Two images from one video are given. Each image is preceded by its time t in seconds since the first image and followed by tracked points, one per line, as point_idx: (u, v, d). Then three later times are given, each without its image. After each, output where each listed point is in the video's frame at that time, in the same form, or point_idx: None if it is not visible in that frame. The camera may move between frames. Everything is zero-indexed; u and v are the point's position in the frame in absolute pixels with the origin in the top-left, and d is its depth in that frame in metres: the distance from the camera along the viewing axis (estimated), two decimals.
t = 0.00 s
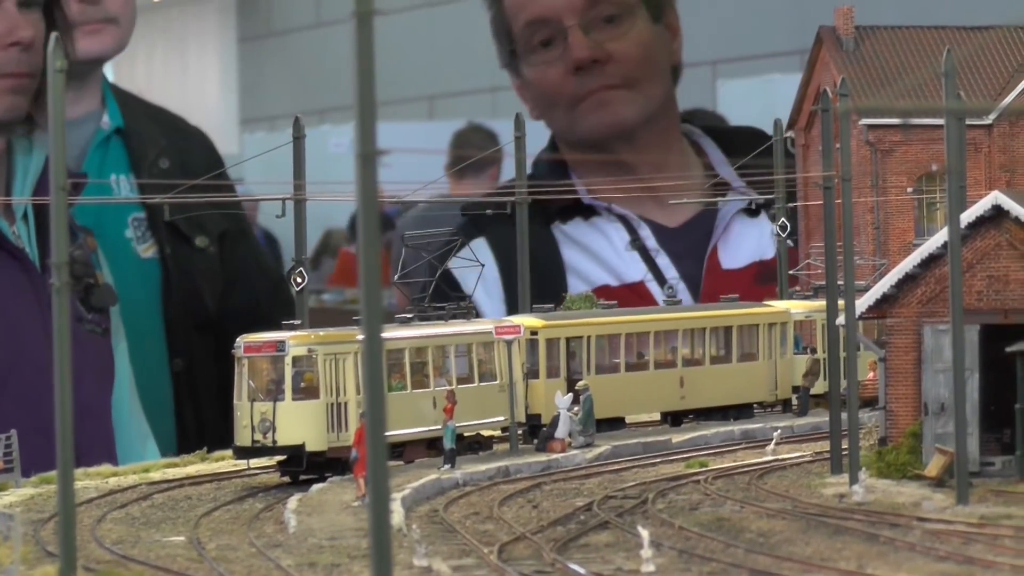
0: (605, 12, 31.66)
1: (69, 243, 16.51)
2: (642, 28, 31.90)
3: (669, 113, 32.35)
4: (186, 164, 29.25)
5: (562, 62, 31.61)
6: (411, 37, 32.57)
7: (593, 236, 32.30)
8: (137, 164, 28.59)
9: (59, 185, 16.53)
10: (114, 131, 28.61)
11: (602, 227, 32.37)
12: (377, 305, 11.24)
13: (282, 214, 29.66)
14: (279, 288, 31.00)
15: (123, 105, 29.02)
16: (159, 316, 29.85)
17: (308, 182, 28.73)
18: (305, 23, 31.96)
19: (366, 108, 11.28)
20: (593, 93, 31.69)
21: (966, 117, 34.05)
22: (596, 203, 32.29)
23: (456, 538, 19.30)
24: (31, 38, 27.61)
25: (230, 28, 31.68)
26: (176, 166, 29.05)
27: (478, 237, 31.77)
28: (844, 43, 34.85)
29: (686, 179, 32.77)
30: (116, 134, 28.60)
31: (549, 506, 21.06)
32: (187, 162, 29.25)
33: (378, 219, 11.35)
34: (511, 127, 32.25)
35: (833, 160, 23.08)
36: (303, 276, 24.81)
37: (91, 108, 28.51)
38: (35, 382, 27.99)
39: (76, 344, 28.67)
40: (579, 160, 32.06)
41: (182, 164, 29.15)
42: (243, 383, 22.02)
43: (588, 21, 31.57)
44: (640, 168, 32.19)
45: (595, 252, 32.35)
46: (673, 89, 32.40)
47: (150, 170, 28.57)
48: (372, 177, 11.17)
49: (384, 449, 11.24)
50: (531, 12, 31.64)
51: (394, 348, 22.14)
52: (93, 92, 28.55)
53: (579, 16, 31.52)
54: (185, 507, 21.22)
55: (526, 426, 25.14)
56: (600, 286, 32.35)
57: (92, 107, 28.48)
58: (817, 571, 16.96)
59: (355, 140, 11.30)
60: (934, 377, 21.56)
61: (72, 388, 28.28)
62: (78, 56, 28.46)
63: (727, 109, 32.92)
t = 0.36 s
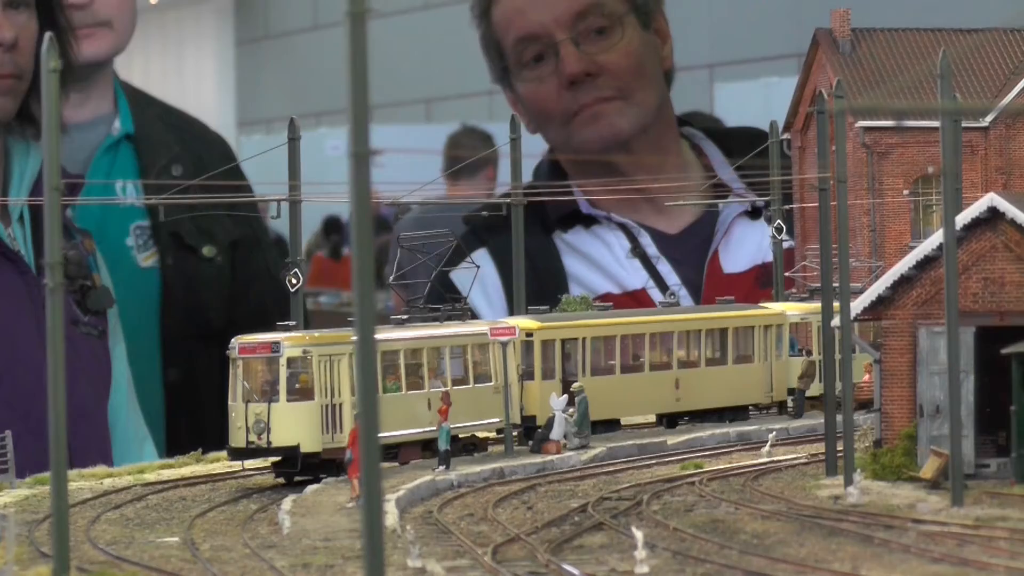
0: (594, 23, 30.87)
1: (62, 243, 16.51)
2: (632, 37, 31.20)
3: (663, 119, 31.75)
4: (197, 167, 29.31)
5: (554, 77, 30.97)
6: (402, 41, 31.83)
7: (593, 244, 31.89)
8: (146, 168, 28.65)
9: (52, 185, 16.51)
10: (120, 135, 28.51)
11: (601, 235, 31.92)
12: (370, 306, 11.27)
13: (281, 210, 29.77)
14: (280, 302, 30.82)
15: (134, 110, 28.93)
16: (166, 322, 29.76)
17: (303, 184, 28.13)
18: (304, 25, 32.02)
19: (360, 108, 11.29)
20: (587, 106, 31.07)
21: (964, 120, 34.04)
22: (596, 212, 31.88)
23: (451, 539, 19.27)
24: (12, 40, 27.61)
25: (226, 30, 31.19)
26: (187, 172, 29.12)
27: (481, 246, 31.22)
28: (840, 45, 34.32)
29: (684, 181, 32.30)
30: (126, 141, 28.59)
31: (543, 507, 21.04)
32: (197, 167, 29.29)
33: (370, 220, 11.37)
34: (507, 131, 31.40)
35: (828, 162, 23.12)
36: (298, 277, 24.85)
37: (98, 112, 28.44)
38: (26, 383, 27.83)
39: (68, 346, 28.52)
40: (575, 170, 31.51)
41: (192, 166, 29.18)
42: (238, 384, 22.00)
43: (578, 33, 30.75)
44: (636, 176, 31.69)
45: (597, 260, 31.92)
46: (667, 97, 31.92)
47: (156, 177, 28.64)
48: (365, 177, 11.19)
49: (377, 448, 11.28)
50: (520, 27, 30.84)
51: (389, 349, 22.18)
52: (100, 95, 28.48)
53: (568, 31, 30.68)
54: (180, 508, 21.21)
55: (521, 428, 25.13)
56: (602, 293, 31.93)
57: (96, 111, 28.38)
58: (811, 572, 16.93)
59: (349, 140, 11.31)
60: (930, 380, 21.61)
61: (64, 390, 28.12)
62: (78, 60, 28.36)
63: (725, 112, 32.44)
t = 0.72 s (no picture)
0: (588, 17, 28.54)
1: (52, 243, 16.47)
2: (625, 33, 28.92)
3: (653, 118, 29.39)
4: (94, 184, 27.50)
5: (544, 69, 28.56)
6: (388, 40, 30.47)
7: (574, 241, 29.48)
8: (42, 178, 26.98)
9: (43, 185, 16.49)
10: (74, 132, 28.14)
11: (585, 232, 29.39)
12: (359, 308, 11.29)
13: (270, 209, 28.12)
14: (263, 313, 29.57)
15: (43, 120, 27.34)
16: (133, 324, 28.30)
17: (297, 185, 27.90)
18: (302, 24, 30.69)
19: (348, 109, 11.29)
20: (576, 99, 28.47)
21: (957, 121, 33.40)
22: (579, 209, 29.39)
23: (443, 540, 19.25)
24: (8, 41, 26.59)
25: (223, 31, 29.57)
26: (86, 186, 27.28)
27: (466, 241, 29.48)
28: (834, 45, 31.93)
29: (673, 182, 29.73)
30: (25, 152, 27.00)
31: (536, 508, 21.05)
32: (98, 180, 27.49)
33: (361, 220, 11.42)
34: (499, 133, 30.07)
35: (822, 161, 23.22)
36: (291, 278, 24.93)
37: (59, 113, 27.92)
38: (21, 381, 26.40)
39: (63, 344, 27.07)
40: (563, 168, 29.42)
41: (175, 169, 29.20)
42: (231, 384, 21.97)
43: (571, 26, 28.38)
44: (625, 176, 29.14)
45: (578, 259, 29.53)
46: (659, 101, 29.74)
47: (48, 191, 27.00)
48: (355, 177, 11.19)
49: (366, 449, 11.33)
50: (517, 19, 28.89)
51: (382, 350, 22.22)
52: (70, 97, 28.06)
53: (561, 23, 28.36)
54: (172, 509, 21.23)
55: (514, 428, 25.17)
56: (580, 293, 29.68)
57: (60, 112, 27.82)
58: (802, 572, 16.91)
59: (338, 140, 11.30)
60: (922, 380, 21.62)
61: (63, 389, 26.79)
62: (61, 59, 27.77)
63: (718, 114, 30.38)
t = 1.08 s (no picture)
0: (585, 12, 28.24)
1: (45, 247, 16.35)
2: (621, 31, 28.65)
3: (645, 118, 29.07)
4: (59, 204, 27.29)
5: (538, 61, 28.31)
6: (384, 44, 30.29)
7: (558, 241, 29.17)
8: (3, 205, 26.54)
9: (35, 188, 16.35)
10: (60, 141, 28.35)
11: (570, 233, 29.16)
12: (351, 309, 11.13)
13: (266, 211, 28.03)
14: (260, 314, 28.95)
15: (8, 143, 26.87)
16: (127, 324, 28.27)
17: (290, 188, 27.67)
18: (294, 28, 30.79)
19: (338, 111, 11.18)
20: (567, 92, 28.23)
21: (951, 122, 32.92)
22: (564, 208, 29.14)
23: (436, 542, 19.23)
24: (10, 44, 26.46)
25: (218, 36, 29.49)
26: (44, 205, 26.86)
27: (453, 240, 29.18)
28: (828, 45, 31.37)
29: (663, 185, 29.43)
30: None
31: (530, 510, 21.04)
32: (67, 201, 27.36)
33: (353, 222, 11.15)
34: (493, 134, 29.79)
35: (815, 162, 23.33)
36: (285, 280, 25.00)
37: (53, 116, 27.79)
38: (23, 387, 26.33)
39: (63, 347, 27.11)
40: (551, 164, 29.12)
41: (167, 172, 28.96)
42: (224, 387, 22.04)
43: (567, 19, 28.05)
44: (613, 176, 28.83)
45: (562, 259, 29.23)
46: (652, 103, 29.36)
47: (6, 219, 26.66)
48: (347, 179, 11.06)
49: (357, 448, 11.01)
50: (514, 10, 28.66)
51: (377, 352, 22.24)
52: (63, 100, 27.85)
53: (558, 16, 28.04)
54: (167, 511, 21.25)
55: (509, 430, 25.22)
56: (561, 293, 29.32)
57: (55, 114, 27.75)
58: (795, 574, 16.89)
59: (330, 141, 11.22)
60: (917, 381, 21.66)
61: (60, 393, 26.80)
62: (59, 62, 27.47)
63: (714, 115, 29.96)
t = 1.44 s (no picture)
0: (588, 14, 28.12)
1: (42, 255, 16.24)
2: (623, 35, 28.59)
3: (644, 122, 28.92)
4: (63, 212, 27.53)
5: (541, 60, 28.04)
6: (382, 48, 30.02)
7: (557, 246, 29.28)
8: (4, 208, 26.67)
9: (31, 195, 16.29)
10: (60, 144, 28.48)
11: (568, 235, 29.15)
12: (347, 312, 11.18)
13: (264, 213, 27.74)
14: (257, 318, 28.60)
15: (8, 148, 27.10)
16: (127, 329, 28.22)
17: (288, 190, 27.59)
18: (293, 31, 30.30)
19: (334, 121, 11.19)
20: (568, 93, 27.94)
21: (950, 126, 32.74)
22: (563, 210, 29.04)
23: (433, 549, 19.22)
24: (13, 48, 26.71)
25: (218, 37, 29.47)
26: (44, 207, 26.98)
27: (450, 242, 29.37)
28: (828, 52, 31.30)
29: (659, 190, 29.16)
30: None
31: (527, 516, 21.06)
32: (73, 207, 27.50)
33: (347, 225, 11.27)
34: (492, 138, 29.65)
35: (813, 168, 23.33)
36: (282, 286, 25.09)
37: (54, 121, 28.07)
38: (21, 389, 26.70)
39: (62, 354, 27.56)
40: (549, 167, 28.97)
41: (166, 176, 28.42)
42: (221, 393, 22.06)
43: (571, 21, 27.95)
44: (612, 180, 28.65)
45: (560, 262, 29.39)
46: (651, 108, 29.24)
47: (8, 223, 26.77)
48: (342, 187, 11.18)
49: (355, 456, 11.11)
50: (517, 9, 28.52)
51: (375, 357, 22.29)
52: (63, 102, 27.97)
53: (562, 16, 27.88)
54: (164, 517, 21.29)
55: (507, 436, 25.31)
56: (560, 295, 29.67)
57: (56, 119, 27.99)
58: None
59: (325, 151, 11.19)
60: (914, 387, 21.66)
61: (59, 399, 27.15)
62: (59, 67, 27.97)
63: (714, 119, 30.03)
